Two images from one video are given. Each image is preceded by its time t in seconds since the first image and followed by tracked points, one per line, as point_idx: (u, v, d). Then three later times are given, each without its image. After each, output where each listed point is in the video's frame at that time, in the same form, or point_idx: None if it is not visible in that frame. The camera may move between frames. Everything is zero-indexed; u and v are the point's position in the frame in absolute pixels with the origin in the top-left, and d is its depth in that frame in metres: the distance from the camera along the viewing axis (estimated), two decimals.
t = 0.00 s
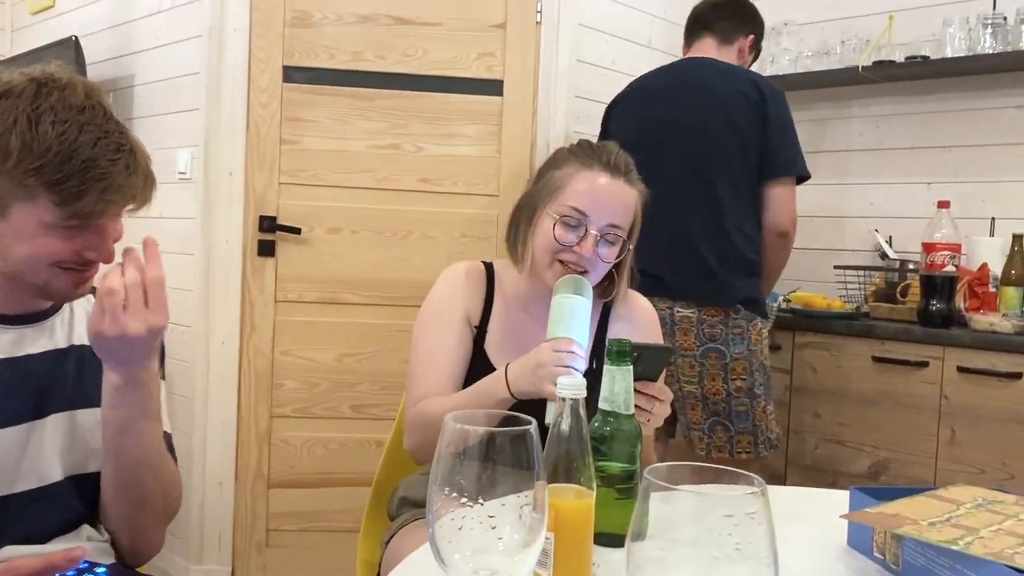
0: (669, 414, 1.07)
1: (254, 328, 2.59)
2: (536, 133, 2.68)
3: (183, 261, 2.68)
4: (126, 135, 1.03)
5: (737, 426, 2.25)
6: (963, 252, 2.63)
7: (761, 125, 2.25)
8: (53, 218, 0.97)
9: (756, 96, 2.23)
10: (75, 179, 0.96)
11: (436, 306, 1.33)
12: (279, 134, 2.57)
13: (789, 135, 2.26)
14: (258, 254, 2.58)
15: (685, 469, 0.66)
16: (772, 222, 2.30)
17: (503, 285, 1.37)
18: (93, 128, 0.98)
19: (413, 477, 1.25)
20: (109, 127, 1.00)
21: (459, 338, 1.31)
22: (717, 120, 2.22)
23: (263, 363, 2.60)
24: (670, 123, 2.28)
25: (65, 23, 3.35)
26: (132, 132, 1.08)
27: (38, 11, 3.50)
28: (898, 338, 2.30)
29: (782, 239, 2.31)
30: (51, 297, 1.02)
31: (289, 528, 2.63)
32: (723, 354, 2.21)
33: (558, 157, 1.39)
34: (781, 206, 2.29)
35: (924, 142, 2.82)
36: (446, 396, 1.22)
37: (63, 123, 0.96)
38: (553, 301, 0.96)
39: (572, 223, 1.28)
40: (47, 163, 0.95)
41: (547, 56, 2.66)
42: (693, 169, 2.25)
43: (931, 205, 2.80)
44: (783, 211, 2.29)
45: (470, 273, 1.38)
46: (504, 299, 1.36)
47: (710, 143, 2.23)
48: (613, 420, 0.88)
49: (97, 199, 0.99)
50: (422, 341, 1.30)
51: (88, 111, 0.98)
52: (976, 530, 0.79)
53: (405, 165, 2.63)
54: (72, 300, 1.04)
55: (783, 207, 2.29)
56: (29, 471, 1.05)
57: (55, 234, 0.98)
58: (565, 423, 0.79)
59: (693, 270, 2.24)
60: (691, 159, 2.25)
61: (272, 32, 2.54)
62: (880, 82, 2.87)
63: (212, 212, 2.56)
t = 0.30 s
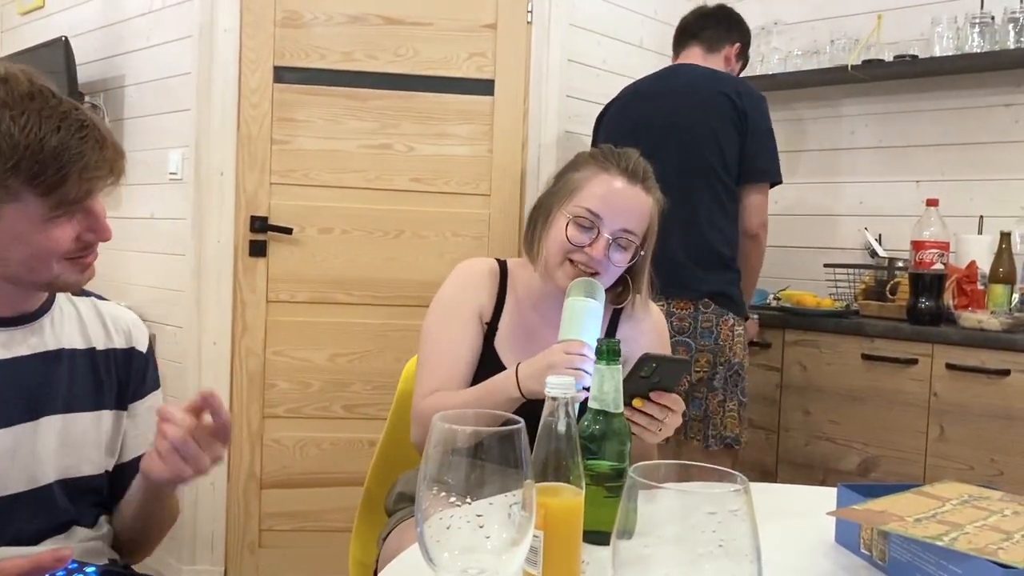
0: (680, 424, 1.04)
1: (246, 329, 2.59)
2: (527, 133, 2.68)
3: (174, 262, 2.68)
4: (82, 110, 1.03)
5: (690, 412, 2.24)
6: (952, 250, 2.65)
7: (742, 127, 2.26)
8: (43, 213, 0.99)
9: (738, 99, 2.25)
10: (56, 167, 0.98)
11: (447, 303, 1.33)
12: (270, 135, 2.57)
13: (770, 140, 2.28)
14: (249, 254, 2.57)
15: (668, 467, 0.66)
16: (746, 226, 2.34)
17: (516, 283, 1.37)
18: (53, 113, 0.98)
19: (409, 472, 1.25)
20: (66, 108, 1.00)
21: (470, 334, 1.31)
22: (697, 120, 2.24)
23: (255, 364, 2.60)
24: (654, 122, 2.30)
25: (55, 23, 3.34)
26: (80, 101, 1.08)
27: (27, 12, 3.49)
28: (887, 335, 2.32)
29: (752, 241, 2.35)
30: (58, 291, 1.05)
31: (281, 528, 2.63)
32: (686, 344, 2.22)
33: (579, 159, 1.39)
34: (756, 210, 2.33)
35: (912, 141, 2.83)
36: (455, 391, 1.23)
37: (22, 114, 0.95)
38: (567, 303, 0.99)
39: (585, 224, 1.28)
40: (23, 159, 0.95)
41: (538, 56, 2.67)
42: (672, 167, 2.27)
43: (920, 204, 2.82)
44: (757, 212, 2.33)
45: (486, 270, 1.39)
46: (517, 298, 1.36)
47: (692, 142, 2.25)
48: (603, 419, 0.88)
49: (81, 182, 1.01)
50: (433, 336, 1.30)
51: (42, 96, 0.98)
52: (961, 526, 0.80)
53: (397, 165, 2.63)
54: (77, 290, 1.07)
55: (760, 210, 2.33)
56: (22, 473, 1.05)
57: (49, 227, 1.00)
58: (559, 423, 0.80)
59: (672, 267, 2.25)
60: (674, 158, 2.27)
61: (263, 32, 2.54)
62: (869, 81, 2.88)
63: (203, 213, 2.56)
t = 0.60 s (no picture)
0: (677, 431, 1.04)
1: (239, 327, 2.58)
2: (520, 130, 2.68)
3: (167, 260, 2.67)
4: (63, 96, 1.06)
5: (710, 415, 2.24)
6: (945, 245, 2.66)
7: (746, 123, 2.26)
8: (33, 197, 1.01)
9: (741, 95, 2.25)
10: (43, 148, 1.00)
11: (448, 299, 1.33)
12: (262, 132, 2.56)
13: (775, 134, 2.28)
14: (242, 252, 2.56)
15: (665, 462, 0.66)
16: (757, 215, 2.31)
17: (516, 282, 1.37)
18: (34, 97, 1.01)
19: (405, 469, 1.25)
20: (47, 92, 1.03)
21: (471, 329, 1.31)
22: (701, 116, 2.24)
23: (249, 362, 2.59)
24: (660, 117, 2.29)
25: (45, 20, 3.32)
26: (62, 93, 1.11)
27: (17, 9, 3.46)
28: (879, 330, 2.33)
29: (763, 232, 2.33)
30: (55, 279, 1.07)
31: (276, 527, 2.62)
32: (700, 341, 2.22)
33: (581, 161, 1.38)
34: (769, 200, 2.29)
35: (905, 136, 2.84)
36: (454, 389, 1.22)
37: (4, 98, 0.98)
38: (567, 304, 1.00)
39: (583, 226, 1.27)
40: (8, 142, 0.98)
41: (531, 52, 2.66)
42: (677, 163, 2.27)
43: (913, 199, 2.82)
44: (768, 203, 2.29)
45: (487, 268, 1.39)
46: (517, 296, 1.36)
47: (698, 138, 2.25)
48: (598, 415, 0.88)
49: (69, 163, 1.03)
50: (432, 332, 1.30)
51: (21, 81, 1.01)
52: (956, 519, 0.80)
53: (390, 162, 2.63)
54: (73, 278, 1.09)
55: (766, 199, 2.30)
56: (16, 472, 1.04)
57: (39, 211, 1.02)
58: (555, 419, 0.79)
59: (680, 262, 2.25)
60: (679, 153, 2.27)
61: (254, 29, 2.53)
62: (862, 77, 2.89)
63: (196, 211, 2.55)
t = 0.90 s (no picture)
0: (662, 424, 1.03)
1: (231, 325, 2.57)
2: (512, 126, 2.68)
3: (158, 258, 2.66)
4: (48, 92, 1.06)
5: (708, 410, 2.23)
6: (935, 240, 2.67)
7: (740, 117, 2.27)
8: (24, 190, 1.01)
9: (735, 88, 2.25)
10: (31, 140, 1.00)
11: (429, 299, 1.32)
12: (253, 129, 2.55)
13: (770, 127, 2.27)
14: (234, 250, 2.55)
15: (656, 456, 0.66)
16: (767, 197, 2.29)
17: (498, 279, 1.37)
18: (19, 91, 1.01)
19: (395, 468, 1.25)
20: (31, 87, 1.03)
21: (453, 329, 1.31)
22: (696, 111, 2.24)
23: (241, 360, 2.58)
24: (655, 112, 2.29)
25: (34, 17, 3.30)
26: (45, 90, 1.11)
27: (5, 6, 3.44)
28: (870, 326, 2.34)
29: (775, 216, 2.33)
30: (51, 275, 1.06)
31: (269, 524, 2.62)
32: (699, 335, 2.22)
33: (552, 153, 1.37)
34: (777, 184, 2.28)
35: (895, 131, 2.85)
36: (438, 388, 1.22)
37: None
38: (545, 299, 0.94)
39: (562, 221, 1.26)
40: None
41: (522, 48, 2.66)
42: (672, 158, 2.27)
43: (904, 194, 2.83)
44: (777, 187, 2.28)
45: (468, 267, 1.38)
46: (499, 292, 1.36)
47: (695, 131, 2.25)
48: (590, 410, 0.88)
49: (57, 155, 1.03)
50: (416, 331, 1.29)
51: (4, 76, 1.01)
52: (946, 512, 0.81)
53: (381, 159, 2.62)
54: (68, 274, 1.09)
55: (773, 181, 2.28)
56: (7, 470, 1.04)
57: (32, 205, 1.02)
58: (545, 415, 0.79)
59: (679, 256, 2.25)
60: (676, 147, 2.27)
61: (244, 26, 2.52)
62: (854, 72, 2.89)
63: (187, 209, 2.54)
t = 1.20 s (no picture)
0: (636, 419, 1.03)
1: (224, 322, 2.57)
2: (504, 122, 2.69)
3: (150, 256, 2.65)
4: (32, 86, 1.05)
5: (694, 404, 2.25)
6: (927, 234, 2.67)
7: (731, 113, 2.27)
8: (11, 188, 1.01)
9: (725, 85, 2.26)
10: (16, 138, 1.00)
11: (404, 304, 1.31)
12: (245, 126, 2.54)
13: (759, 124, 2.28)
14: (226, 247, 2.55)
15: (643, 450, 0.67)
16: (749, 202, 2.29)
17: (472, 279, 1.37)
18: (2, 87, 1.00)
19: (384, 467, 1.26)
20: (14, 83, 1.02)
21: (427, 332, 1.30)
22: (686, 108, 2.25)
23: (234, 357, 2.58)
24: (646, 108, 2.30)
25: (24, 14, 3.28)
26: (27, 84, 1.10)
27: None
28: (863, 320, 2.34)
29: (757, 220, 2.32)
30: (38, 273, 1.06)
31: (264, 521, 2.62)
32: (686, 331, 2.23)
33: (506, 151, 1.35)
34: (762, 188, 2.29)
35: (887, 126, 2.86)
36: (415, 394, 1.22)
37: None
38: (516, 299, 0.90)
39: (525, 222, 1.25)
40: None
41: (514, 43, 2.67)
42: (663, 154, 2.27)
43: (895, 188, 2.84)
44: (762, 192, 2.29)
45: (442, 265, 1.38)
46: (472, 292, 1.35)
47: (685, 128, 2.25)
48: (580, 405, 0.88)
49: (42, 152, 1.03)
50: (390, 336, 1.29)
51: None
52: (934, 505, 0.81)
53: (373, 156, 2.62)
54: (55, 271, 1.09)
55: (759, 186, 2.29)
56: None
57: (19, 203, 1.01)
58: (533, 410, 0.80)
59: (669, 252, 2.25)
60: (666, 144, 2.27)
61: (236, 23, 2.51)
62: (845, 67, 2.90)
63: (179, 206, 2.53)
